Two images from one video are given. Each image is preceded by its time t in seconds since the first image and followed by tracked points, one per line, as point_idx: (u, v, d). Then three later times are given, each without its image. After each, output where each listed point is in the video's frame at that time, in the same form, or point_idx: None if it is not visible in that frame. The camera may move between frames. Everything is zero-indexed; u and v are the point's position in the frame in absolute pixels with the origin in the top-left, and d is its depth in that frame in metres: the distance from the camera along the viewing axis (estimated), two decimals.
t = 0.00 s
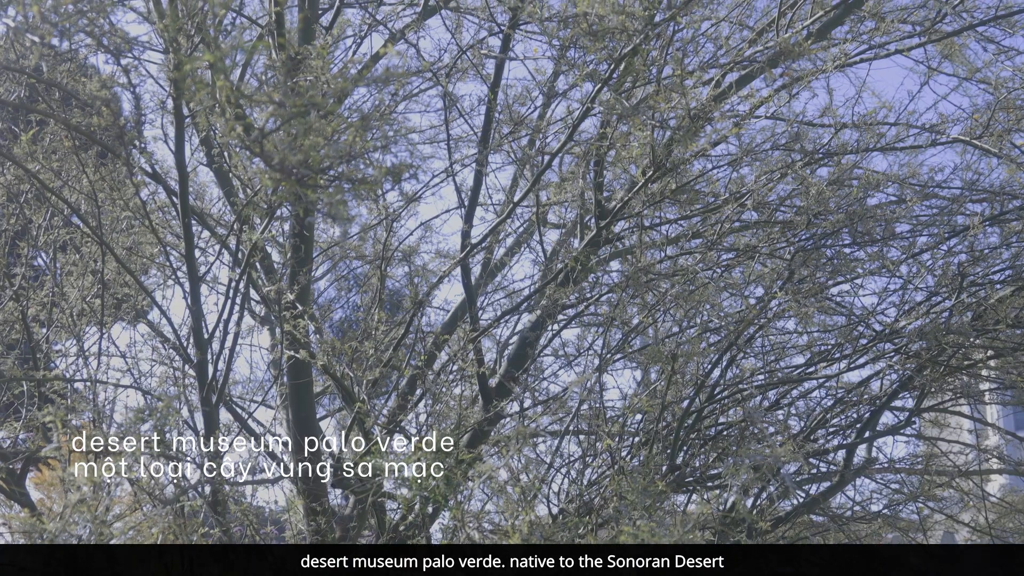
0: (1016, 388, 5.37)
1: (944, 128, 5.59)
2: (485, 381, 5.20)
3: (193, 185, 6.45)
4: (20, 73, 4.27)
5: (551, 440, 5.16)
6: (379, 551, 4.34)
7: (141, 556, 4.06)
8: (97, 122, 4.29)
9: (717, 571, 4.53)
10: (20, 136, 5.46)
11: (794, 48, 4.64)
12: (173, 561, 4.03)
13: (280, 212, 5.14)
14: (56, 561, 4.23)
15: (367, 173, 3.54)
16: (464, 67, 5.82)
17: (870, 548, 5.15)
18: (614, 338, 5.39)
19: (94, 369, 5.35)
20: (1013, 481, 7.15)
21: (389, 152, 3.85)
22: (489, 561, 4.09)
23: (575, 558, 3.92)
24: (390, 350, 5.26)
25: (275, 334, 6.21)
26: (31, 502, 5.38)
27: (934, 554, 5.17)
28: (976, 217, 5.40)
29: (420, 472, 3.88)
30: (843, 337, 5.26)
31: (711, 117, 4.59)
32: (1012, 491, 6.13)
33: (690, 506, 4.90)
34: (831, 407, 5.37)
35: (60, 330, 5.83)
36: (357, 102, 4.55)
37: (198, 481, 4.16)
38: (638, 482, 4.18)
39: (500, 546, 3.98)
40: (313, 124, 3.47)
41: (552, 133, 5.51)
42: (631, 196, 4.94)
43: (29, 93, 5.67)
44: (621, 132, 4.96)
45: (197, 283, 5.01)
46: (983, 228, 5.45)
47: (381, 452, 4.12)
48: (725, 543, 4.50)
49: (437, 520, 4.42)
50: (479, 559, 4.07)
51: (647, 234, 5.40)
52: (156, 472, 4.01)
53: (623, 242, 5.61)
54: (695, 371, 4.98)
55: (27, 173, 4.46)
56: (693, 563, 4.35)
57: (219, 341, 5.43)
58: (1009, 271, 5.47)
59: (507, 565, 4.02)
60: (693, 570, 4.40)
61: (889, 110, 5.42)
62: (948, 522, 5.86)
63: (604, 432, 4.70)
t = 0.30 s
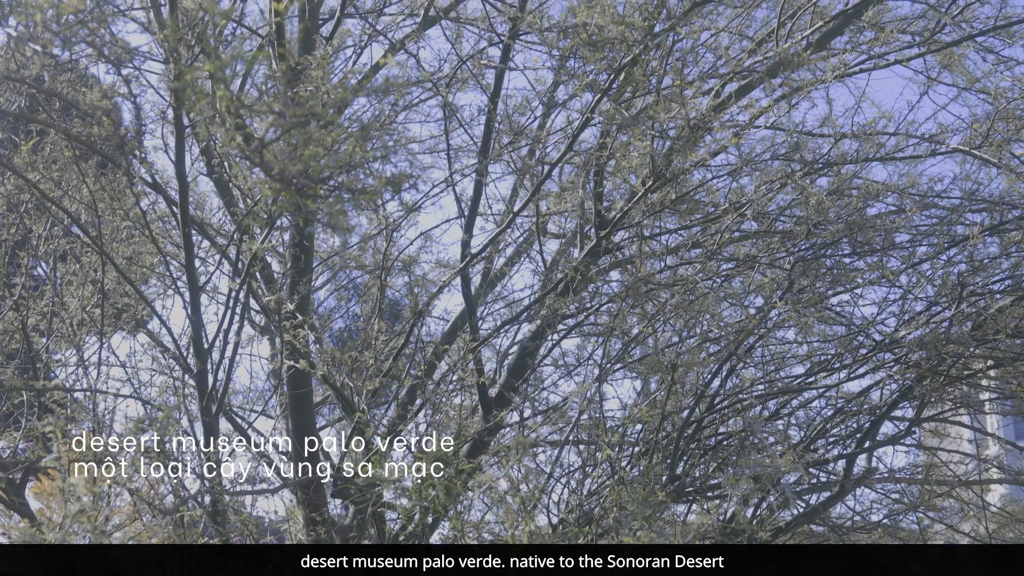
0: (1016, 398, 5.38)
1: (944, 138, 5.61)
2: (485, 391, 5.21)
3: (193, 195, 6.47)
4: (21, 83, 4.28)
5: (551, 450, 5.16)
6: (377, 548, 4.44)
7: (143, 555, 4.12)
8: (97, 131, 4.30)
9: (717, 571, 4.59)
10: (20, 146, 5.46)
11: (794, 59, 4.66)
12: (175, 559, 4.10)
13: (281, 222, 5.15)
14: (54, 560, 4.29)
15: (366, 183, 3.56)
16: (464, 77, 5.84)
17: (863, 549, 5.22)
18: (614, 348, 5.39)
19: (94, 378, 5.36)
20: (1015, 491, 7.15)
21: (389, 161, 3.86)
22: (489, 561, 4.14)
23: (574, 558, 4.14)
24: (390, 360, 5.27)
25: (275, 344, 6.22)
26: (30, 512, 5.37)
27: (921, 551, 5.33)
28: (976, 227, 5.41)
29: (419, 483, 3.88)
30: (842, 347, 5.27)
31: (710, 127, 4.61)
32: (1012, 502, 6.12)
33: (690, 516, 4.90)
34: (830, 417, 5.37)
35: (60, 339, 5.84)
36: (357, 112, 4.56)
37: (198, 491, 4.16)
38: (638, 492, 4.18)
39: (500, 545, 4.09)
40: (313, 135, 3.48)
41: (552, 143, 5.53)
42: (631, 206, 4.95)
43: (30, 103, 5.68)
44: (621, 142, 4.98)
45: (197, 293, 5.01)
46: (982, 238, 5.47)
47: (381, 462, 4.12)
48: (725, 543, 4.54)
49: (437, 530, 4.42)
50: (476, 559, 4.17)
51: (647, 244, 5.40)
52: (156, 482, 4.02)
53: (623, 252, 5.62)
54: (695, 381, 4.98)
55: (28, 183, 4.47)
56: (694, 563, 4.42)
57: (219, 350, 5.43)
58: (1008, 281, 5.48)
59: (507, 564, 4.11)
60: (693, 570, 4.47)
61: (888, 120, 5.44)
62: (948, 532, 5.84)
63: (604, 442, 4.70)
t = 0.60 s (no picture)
0: (1016, 410, 5.38)
1: (943, 150, 5.63)
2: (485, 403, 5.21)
3: (193, 207, 6.48)
4: (22, 95, 4.30)
5: (550, 462, 5.16)
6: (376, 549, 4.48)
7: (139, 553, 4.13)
8: (97, 144, 4.31)
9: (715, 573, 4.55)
10: (20, 158, 5.47)
11: (793, 71, 4.68)
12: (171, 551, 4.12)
13: (281, 234, 5.16)
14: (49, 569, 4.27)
15: (367, 196, 3.57)
16: (464, 89, 5.86)
17: (865, 551, 5.15)
18: (614, 360, 5.39)
19: (94, 390, 5.36)
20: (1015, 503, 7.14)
21: (390, 173, 3.87)
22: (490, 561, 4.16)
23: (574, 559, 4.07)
24: (390, 372, 5.27)
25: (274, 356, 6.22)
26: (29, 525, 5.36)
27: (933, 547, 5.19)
28: (976, 239, 5.42)
29: (419, 495, 3.88)
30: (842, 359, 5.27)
31: (710, 139, 4.63)
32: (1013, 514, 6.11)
33: (690, 528, 4.90)
34: (830, 429, 5.37)
35: (60, 351, 5.84)
36: (358, 124, 4.58)
37: (197, 503, 4.16)
38: (638, 504, 4.18)
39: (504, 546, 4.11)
40: (314, 147, 3.50)
41: (552, 155, 5.54)
42: (631, 218, 4.97)
43: (31, 115, 5.70)
44: (620, 154, 4.99)
45: (197, 305, 5.02)
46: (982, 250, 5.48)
47: (381, 474, 4.12)
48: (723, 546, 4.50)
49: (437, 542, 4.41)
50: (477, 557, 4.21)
51: (647, 256, 5.42)
52: (156, 494, 4.07)
53: (623, 263, 5.63)
54: (695, 393, 4.98)
55: (28, 195, 4.48)
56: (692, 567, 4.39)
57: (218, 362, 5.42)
58: (1008, 293, 5.49)
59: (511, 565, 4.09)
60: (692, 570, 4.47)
61: (888, 132, 5.46)
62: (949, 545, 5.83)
63: (604, 454, 4.70)
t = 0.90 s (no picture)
0: (1016, 419, 5.38)
1: (943, 160, 5.64)
2: (484, 412, 5.21)
3: (193, 216, 6.50)
4: (22, 105, 4.31)
5: (550, 471, 5.17)
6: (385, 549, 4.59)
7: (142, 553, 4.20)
8: (97, 153, 4.32)
9: None
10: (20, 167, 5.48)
11: (793, 81, 4.70)
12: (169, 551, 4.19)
13: (281, 243, 5.16)
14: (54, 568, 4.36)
15: (367, 206, 3.58)
16: (464, 99, 5.88)
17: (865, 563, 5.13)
18: (614, 369, 5.40)
19: (94, 399, 5.36)
20: (1015, 511, 7.15)
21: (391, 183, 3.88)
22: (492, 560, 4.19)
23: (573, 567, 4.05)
24: (390, 382, 5.27)
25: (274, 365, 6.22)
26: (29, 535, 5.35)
27: (931, 553, 5.16)
28: (975, 248, 5.44)
29: (419, 505, 3.88)
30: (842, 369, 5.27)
31: (710, 149, 4.64)
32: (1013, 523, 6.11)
33: (690, 538, 4.90)
34: (830, 438, 5.37)
35: (60, 360, 5.84)
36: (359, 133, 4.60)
37: (197, 513, 4.16)
38: (638, 514, 4.18)
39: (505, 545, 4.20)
40: (315, 157, 3.51)
41: (552, 164, 5.56)
42: (631, 228, 4.98)
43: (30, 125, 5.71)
44: (620, 164, 5.00)
45: (197, 314, 5.02)
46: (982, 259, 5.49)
47: (381, 484, 4.13)
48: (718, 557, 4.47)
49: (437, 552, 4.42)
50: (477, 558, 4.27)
51: (646, 265, 5.43)
52: (156, 504, 4.08)
53: (623, 273, 5.63)
54: (695, 402, 4.98)
55: (28, 204, 4.48)
56: None
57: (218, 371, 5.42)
58: (1008, 302, 5.50)
59: (511, 565, 4.23)
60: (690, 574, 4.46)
61: (887, 142, 5.48)
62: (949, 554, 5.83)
63: (604, 463, 4.70)
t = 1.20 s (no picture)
0: (1016, 428, 5.39)
1: (942, 169, 5.66)
2: (484, 422, 5.21)
3: (193, 225, 6.51)
4: (23, 114, 4.32)
5: (550, 481, 5.17)
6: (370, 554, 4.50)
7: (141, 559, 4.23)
8: (97, 163, 4.34)
9: None
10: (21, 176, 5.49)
11: (793, 90, 4.72)
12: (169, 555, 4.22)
13: (281, 252, 5.17)
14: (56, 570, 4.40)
15: (367, 215, 3.58)
16: (464, 108, 5.90)
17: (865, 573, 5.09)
18: (613, 378, 5.40)
19: (93, 408, 5.37)
20: (1015, 520, 7.17)
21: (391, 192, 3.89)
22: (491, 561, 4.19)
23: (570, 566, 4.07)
24: (390, 391, 5.27)
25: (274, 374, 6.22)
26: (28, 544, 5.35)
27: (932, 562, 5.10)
28: (975, 257, 5.45)
29: (419, 514, 3.89)
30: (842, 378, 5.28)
31: (710, 158, 4.66)
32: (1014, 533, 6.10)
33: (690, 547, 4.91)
34: (830, 447, 5.37)
35: (60, 369, 5.85)
36: (360, 142, 4.61)
37: (197, 523, 4.16)
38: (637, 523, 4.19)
39: (505, 546, 4.22)
40: (315, 166, 3.52)
41: (551, 173, 5.57)
42: (631, 237, 4.99)
43: (31, 134, 5.72)
44: (620, 173, 5.02)
45: (197, 323, 5.03)
46: (982, 268, 5.50)
47: (381, 493, 4.13)
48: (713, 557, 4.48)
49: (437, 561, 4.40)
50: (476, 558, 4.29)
51: (646, 274, 5.44)
52: (156, 513, 4.08)
53: (623, 281, 5.64)
54: (695, 411, 4.99)
55: (28, 214, 4.49)
56: None
57: (218, 380, 5.42)
58: (1007, 311, 5.51)
59: (511, 565, 4.27)
60: None
61: (887, 151, 5.49)
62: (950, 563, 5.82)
63: (604, 472, 4.71)
